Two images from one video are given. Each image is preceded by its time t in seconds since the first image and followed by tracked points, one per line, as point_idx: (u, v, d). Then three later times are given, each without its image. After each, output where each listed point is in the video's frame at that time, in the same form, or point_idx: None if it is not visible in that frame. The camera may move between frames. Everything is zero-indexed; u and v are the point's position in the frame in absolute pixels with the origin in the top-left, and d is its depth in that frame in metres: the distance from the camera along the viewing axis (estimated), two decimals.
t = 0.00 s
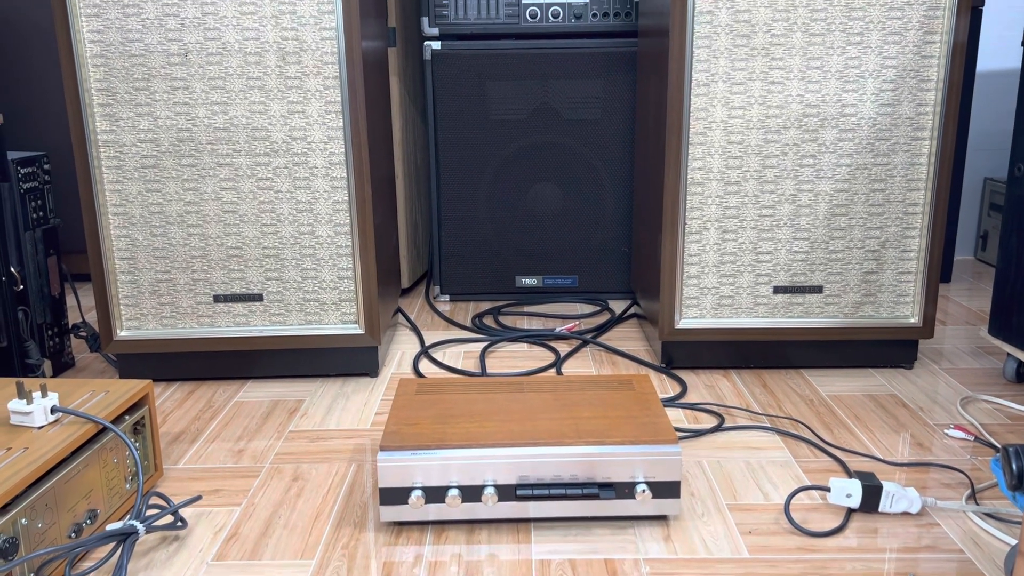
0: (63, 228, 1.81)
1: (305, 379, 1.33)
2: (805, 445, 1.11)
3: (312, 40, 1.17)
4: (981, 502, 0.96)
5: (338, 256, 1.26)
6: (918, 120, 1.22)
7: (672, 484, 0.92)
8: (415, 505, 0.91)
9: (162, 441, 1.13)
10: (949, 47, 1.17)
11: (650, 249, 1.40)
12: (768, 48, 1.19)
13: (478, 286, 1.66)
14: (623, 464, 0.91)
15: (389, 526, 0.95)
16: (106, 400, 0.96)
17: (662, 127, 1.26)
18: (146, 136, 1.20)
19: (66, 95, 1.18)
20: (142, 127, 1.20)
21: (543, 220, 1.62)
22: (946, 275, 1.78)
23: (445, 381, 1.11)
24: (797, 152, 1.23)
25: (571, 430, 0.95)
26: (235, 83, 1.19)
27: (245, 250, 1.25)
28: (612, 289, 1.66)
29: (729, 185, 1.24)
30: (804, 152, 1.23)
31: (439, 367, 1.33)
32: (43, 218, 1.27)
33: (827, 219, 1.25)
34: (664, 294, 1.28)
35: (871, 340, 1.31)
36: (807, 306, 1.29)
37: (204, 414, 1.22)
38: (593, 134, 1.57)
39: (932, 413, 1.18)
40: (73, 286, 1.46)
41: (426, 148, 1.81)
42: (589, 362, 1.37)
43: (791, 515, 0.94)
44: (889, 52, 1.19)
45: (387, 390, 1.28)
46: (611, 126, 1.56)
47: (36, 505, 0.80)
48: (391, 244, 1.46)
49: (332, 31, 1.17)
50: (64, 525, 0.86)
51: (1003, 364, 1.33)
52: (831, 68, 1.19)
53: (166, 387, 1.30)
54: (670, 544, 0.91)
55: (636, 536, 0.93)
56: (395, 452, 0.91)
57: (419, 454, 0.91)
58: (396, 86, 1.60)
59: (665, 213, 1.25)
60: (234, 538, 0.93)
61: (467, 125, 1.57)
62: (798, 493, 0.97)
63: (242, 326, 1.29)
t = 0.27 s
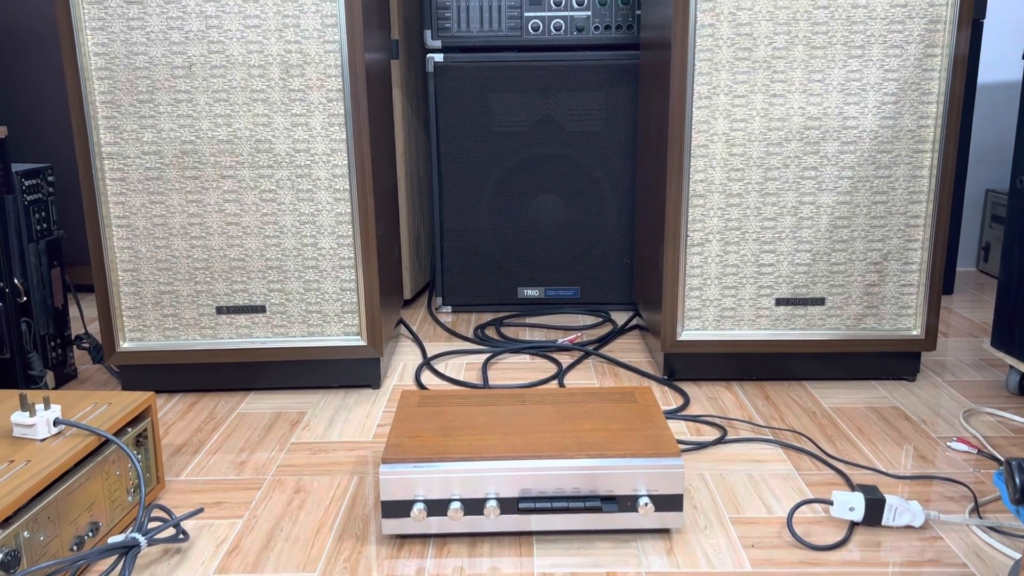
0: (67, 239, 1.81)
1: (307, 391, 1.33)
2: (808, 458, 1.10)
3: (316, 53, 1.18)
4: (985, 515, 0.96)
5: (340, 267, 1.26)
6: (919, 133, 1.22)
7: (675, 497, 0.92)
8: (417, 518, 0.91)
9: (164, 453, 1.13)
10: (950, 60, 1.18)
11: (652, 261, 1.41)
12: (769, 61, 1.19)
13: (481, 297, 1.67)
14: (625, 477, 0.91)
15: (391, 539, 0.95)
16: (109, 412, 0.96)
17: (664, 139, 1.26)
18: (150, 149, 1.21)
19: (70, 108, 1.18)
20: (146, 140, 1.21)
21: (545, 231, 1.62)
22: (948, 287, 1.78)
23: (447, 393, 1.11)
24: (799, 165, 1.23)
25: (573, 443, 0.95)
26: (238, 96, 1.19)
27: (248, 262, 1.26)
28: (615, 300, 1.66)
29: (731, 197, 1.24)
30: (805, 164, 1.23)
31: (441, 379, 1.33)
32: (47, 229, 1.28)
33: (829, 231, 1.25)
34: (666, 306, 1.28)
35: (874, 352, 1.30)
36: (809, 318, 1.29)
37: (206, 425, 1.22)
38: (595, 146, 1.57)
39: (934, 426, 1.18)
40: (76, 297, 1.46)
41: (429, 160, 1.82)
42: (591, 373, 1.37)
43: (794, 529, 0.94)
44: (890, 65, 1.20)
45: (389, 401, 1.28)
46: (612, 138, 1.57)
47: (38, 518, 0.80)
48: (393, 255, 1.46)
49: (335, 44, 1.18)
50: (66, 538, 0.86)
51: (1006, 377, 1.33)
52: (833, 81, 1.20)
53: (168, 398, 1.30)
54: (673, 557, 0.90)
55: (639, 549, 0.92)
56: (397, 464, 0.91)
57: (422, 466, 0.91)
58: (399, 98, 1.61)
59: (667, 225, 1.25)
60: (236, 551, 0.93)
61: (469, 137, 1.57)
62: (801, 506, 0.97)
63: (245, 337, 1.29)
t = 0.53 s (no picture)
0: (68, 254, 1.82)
1: (309, 406, 1.33)
2: (810, 474, 1.10)
3: (319, 70, 1.19)
4: (987, 533, 0.96)
5: (343, 283, 1.26)
6: (920, 150, 1.22)
7: (677, 515, 0.92)
8: (419, 536, 0.91)
9: (166, 468, 1.14)
10: (950, 77, 1.18)
11: (653, 276, 1.41)
12: (770, 79, 1.20)
13: (483, 311, 1.67)
14: (627, 495, 0.91)
15: (393, 557, 0.95)
16: (111, 429, 0.96)
17: (665, 155, 1.27)
18: (154, 165, 1.22)
19: (75, 125, 1.19)
20: (150, 156, 1.21)
21: (547, 245, 1.62)
22: (949, 301, 1.78)
23: (449, 409, 1.12)
24: (800, 182, 1.23)
25: (575, 460, 0.95)
26: (242, 113, 1.20)
27: (250, 277, 1.26)
28: (616, 315, 1.66)
29: (732, 214, 1.25)
30: (806, 181, 1.23)
31: (443, 394, 1.33)
32: (50, 245, 1.28)
33: (830, 247, 1.26)
34: (668, 321, 1.29)
35: (876, 368, 1.30)
36: (810, 333, 1.29)
37: (209, 441, 1.22)
38: (597, 162, 1.58)
39: (936, 443, 1.18)
40: (79, 312, 1.46)
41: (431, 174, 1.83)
42: (593, 389, 1.37)
43: (796, 546, 0.94)
44: (890, 83, 1.20)
45: (391, 417, 1.29)
46: (614, 153, 1.57)
47: (41, 535, 0.80)
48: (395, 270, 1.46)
49: (338, 62, 1.18)
50: (68, 555, 0.85)
51: (1008, 393, 1.33)
52: (833, 98, 1.20)
53: (171, 414, 1.30)
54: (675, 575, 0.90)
55: (641, 567, 0.92)
56: (399, 482, 0.91)
57: (424, 484, 0.91)
58: (401, 113, 1.62)
59: (668, 241, 1.26)
60: (238, 568, 0.93)
61: (471, 152, 1.58)
62: (803, 523, 0.97)
63: (247, 353, 1.29)
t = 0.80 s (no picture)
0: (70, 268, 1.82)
1: (309, 422, 1.33)
2: (812, 492, 1.10)
3: (321, 87, 1.19)
4: (990, 552, 0.95)
5: (344, 299, 1.26)
6: (920, 166, 1.22)
7: (678, 534, 0.92)
8: (419, 555, 0.91)
9: (167, 485, 1.13)
10: (950, 95, 1.19)
11: (654, 292, 1.41)
12: (770, 96, 1.20)
13: (484, 325, 1.67)
14: (628, 514, 0.91)
15: None
16: (111, 447, 0.96)
17: (666, 172, 1.27)
18: (156, 182, 1.22)
19: (77, 141, 1.19)
20: (151, 173, 1.22)
21: (547, 260, 1.62)
22: (951, 316, 1.78)
23: (450, 427, 1.11)
24: (800, 198, 1.24)
25: (576, 479, 0.94)
26: (244, 129, 1.20)
27: (251, 293, 1.26)
28: (617, 329, 1.66)
29: (732, 230, 1.25)
30: (807, 198, 1.23)
31: (444, 410, 1.33)
32: (52, 261, 1.28)
33: (830, 264, 1.26)
34: (669, 337, 1.28)
35: (877, 384, 1.30)
36: (811, 350, 1.29)
37: (209, 457, 1.22)
38: (597, 177, 1.58)
39: (938, 460, 1.17)
40: (79, 327, 1.46)
41: (432, 189, 1.83)
42: (594, 405, 1.37)
43: (798, 566, 0.93)
44: (890, 100, 1.20)
45: (392, 433, 1.28)
46: (614, 168, 1.58)
47: (39, 555, 0.80)
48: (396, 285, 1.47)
49: (340, 79, 1.19)
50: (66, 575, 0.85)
51: (1010, 409, 1.33)
52: (833, 115, 1.21)
53: (171, 430, 1.30)
54: None
55: None
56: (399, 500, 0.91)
57: (424, 502, 0.90)
58: (402, 128, 1.62)
59: (669, 257, 1.26)
60: None
61: (472, 167, 1.58)
62: (805, 542, 0.96)
63: (247, 369, 1.29)
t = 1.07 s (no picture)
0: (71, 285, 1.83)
1: (310, 440, 1.33)
2: (812, 511, 1.09)
3: (322, 107, 1.20)
4: (992, 573, 0.95)
5: (344, 316, 1.27)
6: (919, 185, 1.23)
7: (679, 555, 0.91)
8: None
9: (167, 503, 1.13)
10: (949, 114, 1.19)
11: (654, 308, 1.41)
12: (769, 115, 1.21)
13: (484, 341, 1.67)
14: (628, 535, 0.90)
15: None
16: (111, 467, 0.95)
17: (666, 191, 1.27)
18: (157, 201, 1.22)
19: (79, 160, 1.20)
20: (153, 191, 1.22)
21: (548, 276, 1.63)
22: (951, 332, 1.79)
23: (450, 446, 1.11)
24: (800, 217, 1.24)
25: (576, 500, 0.94)
26: (246, 148, 1.21)
27: (252, 311, 1.26)
28: (618, 345, 1.67)
29: (732, 248, 1.25)
30: (806, 216, 1.24)
31: (444, 428, 1.33)
32: (53, 279, 1.29)
33: (830, 282, 1.26)
34: (669, 355, 1.29)
35: (877, 402, 1.30)
36: (812, 367, 1.29)
37: (209, 475, 1.22)
38: (597, 193, 1.59)
39: (939, 479, 1.17)
40: (80, 344, 1.46)
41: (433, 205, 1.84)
42: (595, 422, 1.37)
43: None
44: (889, 119, 1.21)
45: (392, 451, 1.28)
46: (614, 185, 1.58)
47: None
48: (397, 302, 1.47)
49: (341, 98, 1.19)
50: None
51: (1010, 427, 1.33)
52: (832, 134, 1.21)
53: (172, 448, 1.30)
54: None
55: None
56: (399, 521, 0.90)
57: (424, 523, 0.90)
58: (403, 144, 1.63)
59: (669, 275, 1.26)
60: None
61: (473, 184, 1.59)
62: (806, 563, 0.96)
63: (248, 387, 1.29)
